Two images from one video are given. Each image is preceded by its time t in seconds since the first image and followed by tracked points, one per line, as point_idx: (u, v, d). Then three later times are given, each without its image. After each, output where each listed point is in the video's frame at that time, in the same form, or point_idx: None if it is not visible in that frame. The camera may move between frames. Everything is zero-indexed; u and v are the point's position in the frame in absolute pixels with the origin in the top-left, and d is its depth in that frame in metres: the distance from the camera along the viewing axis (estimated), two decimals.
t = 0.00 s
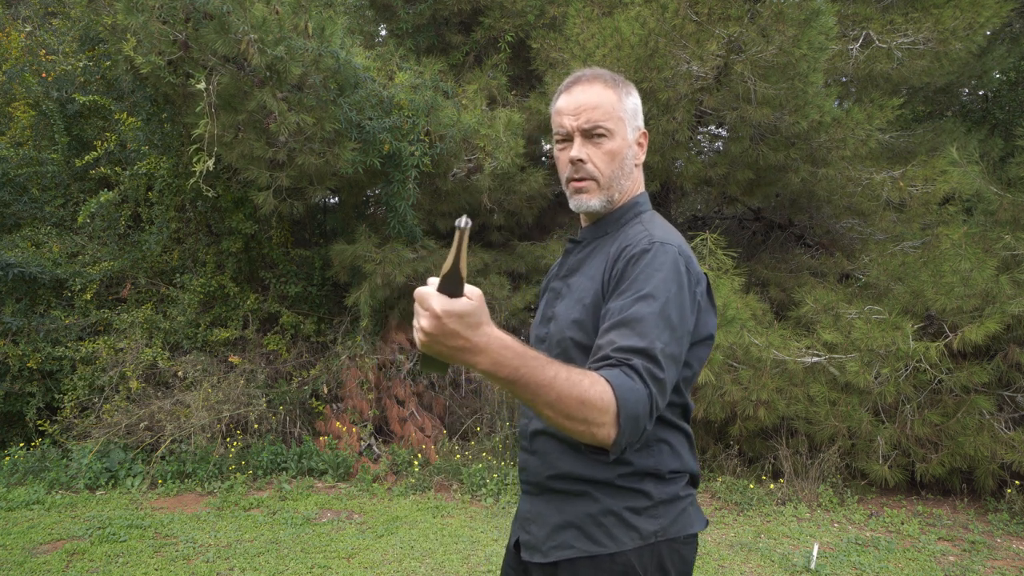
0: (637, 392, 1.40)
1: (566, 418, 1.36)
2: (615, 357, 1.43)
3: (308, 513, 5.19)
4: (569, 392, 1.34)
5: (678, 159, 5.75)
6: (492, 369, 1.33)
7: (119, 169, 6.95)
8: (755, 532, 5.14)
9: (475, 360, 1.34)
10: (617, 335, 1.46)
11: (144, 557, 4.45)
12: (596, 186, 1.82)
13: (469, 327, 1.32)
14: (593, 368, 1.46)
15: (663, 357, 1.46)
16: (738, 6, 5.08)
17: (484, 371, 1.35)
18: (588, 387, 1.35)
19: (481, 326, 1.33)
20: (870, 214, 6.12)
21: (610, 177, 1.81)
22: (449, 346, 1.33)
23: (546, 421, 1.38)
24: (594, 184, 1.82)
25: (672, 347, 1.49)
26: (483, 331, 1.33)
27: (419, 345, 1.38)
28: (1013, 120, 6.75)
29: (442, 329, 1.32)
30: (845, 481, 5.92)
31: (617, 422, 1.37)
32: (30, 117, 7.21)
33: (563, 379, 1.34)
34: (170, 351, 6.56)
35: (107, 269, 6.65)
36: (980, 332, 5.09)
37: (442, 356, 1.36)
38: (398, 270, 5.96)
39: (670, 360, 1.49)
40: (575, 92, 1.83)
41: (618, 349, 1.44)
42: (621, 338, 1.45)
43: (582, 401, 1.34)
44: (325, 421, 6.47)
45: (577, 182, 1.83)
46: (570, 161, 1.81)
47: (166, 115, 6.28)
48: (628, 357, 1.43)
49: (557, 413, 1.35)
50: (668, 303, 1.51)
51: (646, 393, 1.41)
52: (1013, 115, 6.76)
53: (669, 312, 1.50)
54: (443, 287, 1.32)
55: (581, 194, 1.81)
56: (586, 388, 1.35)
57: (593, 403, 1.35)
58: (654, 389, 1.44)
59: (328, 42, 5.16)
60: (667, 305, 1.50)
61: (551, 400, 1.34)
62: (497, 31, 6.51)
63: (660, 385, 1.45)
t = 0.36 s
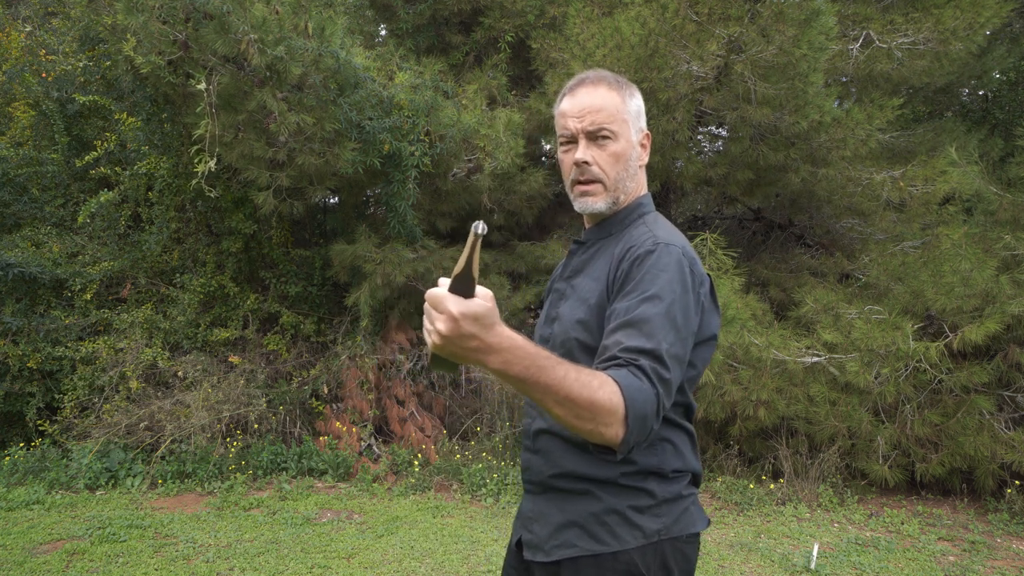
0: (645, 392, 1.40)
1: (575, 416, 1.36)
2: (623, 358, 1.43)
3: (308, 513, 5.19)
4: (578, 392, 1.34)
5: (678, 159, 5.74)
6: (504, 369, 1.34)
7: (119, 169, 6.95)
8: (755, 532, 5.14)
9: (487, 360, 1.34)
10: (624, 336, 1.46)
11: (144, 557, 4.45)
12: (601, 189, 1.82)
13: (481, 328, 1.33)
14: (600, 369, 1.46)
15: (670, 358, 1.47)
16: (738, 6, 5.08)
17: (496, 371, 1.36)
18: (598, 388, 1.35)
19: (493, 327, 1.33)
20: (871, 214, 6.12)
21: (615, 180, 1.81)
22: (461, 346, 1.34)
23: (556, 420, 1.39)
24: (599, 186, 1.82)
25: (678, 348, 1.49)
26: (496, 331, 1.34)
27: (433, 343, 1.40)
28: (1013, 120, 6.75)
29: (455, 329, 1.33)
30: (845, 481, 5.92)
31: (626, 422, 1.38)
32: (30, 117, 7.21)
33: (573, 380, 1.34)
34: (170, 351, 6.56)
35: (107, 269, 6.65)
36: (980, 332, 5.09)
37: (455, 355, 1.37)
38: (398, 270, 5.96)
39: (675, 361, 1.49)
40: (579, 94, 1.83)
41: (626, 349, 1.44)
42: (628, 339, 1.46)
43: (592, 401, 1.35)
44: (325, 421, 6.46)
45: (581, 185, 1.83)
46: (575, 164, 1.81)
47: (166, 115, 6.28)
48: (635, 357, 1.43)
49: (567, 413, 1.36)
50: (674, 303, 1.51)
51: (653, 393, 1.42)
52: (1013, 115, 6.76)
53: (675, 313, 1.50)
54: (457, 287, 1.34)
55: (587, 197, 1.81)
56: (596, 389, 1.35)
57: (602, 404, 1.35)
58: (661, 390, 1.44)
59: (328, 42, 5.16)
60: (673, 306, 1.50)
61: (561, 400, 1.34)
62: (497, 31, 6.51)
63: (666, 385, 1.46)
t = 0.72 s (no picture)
0: (652, 394, 1.40)
1: (584, 417, 1.36)
2: (629, 360, 1.43)
3: (308, 513, 5.19)
4: (587, 392, 1.34)
5: (678, 159, 5.74)
6: (512, 369, 1.34)
7: (119, 169, 6.95)
8: (755, 532, 5.14)
9: (497, 361, 1.35)
10: (630, 338, 1.47)
11: (144, 557, 4.45)
12: (600, 193, 1.83)
13: (492, 328, 1.33)
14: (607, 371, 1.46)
15: (676, 360, 1.47)
16: (738, 6, 5.08)
17: (505, 372, 1.36)
18: (606, 390, 1.35)
19: (504, 328, 1.34)
20: (871, 214, 6.12)
21: (614, 183, 1.81)
22: (471, 346, 1.35)
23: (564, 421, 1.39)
24: (598, 189, 1.83)
25: (683, 350, 1.50)
26: (506, 332, 1.34)
27: (444, 344, 1.40)
28: (1013, 120, 6.75)
29: (465, 329, 1.33)
30: (846, 481, 5.92)
31: (633, 424, 1.38)
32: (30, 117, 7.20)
33: (581, 382, 1.34)
34: (170, 351, 6.56)
35: (107, 269, 6.65)
36: (980, 332, 5.09)
37: (465, 355, 1.37)
38: (398, 270, 5.96)
39: (681, 363, 1.49)
40: (578, 97, 1.83)
41: (632, 350, 1.44)
42: (635, 340, 1.46)
43: (600, 402, 1.35)
44: (325, 421, 6.46)
45: (581, 190, 1.84)
46: (574, 168, 1.82)
47: (165, 115, 6.27)
48: (642, 359, 1.44)
49: (577, 414, 1.35)
50: (680, 306, 1.51)
51: (660, 395, 1.42)
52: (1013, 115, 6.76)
53: (681, 315, 1.50)
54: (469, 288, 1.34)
55: (586, 200, 1.83)
56: (604, 389, 1.35)
57: (610, 406, 1.35)
58: (668, 392, 1.44)
59: (328, 42, 5.16)
60: (679, 308, 1.50)
61: (569, 400, 1.34)
62: (497, 31, 6.51)
63: (672, 388, 1.46)
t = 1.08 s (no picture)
0: (657, 403, 1.41)
1: (588, 426, 1.37)
2: (632, 368, 1.44)
3: (308, 513, 5.19)
4: (593, 403, 1.35)
5: (678, 159, 5.74)
6: (520, 379, 1.33)
7: (119, 169, 6.95)
8: (755, 532, 5.14)
9: (504, 370, 1.33)
10: (632, 346, 1.47)
11: (144, 557, 4.45)
12: (586, 203, 1.82)
13: (501, 337, 1.31)
14: (611, 379, 1.47)
15: (680, 367, 1.48)
16: (738, 6, 5.08)
17: (512, 381, 1.34)
18: (610, 399, 1.36)
19: (513, 337, 1.31)
20: (871, 214, 6.12)
21: (596, 193, 1.79)
22: (479, 355, 1.32)
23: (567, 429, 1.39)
24: (584, 200, 1.82)
25: (686, 356, 1.50)
26: (514, 342, 1.32)
27: (450, 352, 1.37)
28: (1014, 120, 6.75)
29: (475, 338, 1.31)
30: (846, 481, 5.92)
31: (637, 433, 1.39)
32: (30, 117, 7.21)
33: (587, 392, 1.34)
34: (170, 351, 6.56)
35: (107, 269, 6.65)
36: (980, 332, 5.10)
37: (471, 364, 1.34)
38: (398, 270, 5.96)
39: (685, 370, 1.50)
40: (556, 111, 1.80)
41: (636, 359, 1.45)
42: (638, 348, 1.46)
43: (605, 413, 1.36)
44: (325, 421, 6.47)
45: (569, 200, 1.84)
46: (557, 182, 1.82)
47: (165, 114, 6.27)
48: (645, 368, 1.44)
49: (581, 424, 1.36)
50: (682, 313, 1.51)
51: (664, 404, 1.43)
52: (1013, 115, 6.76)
53: (684, 322, 1.51)
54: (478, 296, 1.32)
55: (573, 211, 1.83)
56: (609, 400, 1.36)
57: (615, 415, 1.36)
58: (672, 399, 1.45)
59: (328, 42, 5.16)
60: (682, 314, 1.51)
61: (575, 409, 1.35)
62: (497, 31, 6.51)
63: (677, 395, 1.47)
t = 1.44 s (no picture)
0: (672, 407, 1.43)
1: (607, 437, 1.36)
2: (646, 373, 1.46)
3: (308, 513, 5.19)
4: (614, 414, 1.34)
5: (678, 159, 5.75)
6: (541, 394, 1.29)
7: (119, 169, 6.95)
8: (755, 532, 5.15)
9: (523, 387, 1.28)
10: (642, 350, 1.48)
11: (144, 557, 4.45)
12: (578, 204, 1.83)
13: (523, 358, 1.24)
14: (623, 385, 1.47)
15: (689, 368, 1.50)
16: (738, 6, 5.08)
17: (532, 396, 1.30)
18: (628, 408, 1.36)
19: (534, 356, 1.24)
20: (871, 214, 6.12)
21: (587, 194, 1.80)
22: (498, 375, 1.26)
23: (585, 440, 1.38)
24: (576, 202, 1.83)
25: (694, 357, 1.52)
26: (537, 361, 1.25)
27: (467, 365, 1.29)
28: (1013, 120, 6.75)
29: (497, 357, 1.23)
30: (846, 481, 5.92)
31: (654, 440, 1.40)
32: (30, 117, 7.21)
33: (606, 404, 1.33)
34: (170, 351, 6.56)
35: (107, 269, 6.66)
36: (980, 331, 5.10)
37: (491, 379, 1.28)
38: (398, 270, 5.96)
39: (692, 370, 1.52)
40: (547, 113, 1.81)
41: (648, 364, 1.46)
42: (648, 353, 1.47)
43: (625, 422, 1.35)
44: (325, 421, 6.47)
45: (562, 202, 1.85)
46: (549, 184, 1.83)
47: (166, 114, 6.26)
48: (658, 372, 1.46)
49: (601, 435, 1.35)
50: (689, 314, 1.53)
51: (678, 406, 1.45)
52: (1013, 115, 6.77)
53: (690, 323, 1.52)
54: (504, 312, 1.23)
55: (565, 213, 1.85)
56: (627, 409, 1.36)
57: (633, 424, 1.36)
58: (684, 401, 1.47)
59: (328, 42, 5.16)
60: (688, 316, 1.52)
61: (595, 421, 1.33)
62: (497, 31, 6.51)
63: (687, 396, 1.49)
